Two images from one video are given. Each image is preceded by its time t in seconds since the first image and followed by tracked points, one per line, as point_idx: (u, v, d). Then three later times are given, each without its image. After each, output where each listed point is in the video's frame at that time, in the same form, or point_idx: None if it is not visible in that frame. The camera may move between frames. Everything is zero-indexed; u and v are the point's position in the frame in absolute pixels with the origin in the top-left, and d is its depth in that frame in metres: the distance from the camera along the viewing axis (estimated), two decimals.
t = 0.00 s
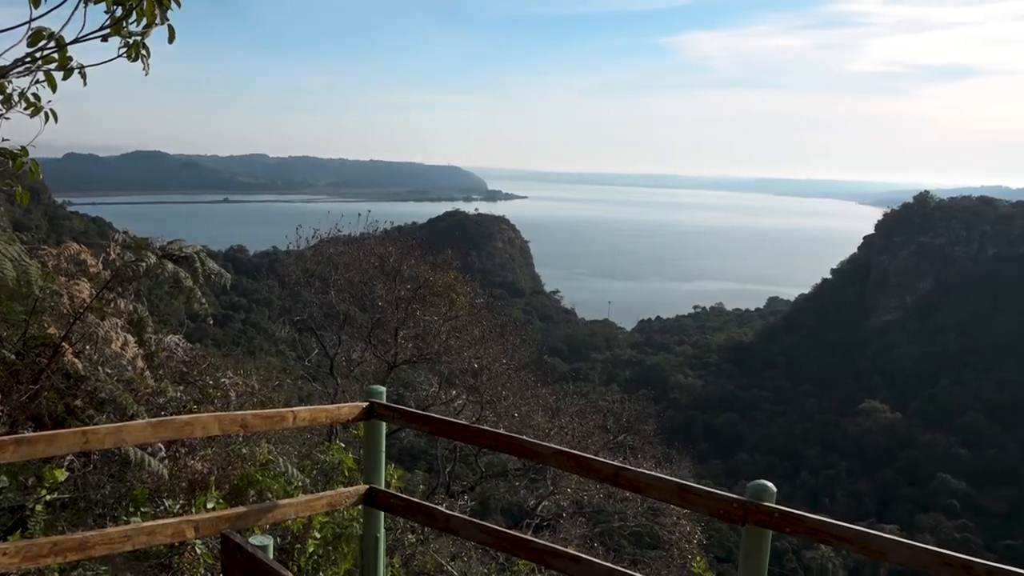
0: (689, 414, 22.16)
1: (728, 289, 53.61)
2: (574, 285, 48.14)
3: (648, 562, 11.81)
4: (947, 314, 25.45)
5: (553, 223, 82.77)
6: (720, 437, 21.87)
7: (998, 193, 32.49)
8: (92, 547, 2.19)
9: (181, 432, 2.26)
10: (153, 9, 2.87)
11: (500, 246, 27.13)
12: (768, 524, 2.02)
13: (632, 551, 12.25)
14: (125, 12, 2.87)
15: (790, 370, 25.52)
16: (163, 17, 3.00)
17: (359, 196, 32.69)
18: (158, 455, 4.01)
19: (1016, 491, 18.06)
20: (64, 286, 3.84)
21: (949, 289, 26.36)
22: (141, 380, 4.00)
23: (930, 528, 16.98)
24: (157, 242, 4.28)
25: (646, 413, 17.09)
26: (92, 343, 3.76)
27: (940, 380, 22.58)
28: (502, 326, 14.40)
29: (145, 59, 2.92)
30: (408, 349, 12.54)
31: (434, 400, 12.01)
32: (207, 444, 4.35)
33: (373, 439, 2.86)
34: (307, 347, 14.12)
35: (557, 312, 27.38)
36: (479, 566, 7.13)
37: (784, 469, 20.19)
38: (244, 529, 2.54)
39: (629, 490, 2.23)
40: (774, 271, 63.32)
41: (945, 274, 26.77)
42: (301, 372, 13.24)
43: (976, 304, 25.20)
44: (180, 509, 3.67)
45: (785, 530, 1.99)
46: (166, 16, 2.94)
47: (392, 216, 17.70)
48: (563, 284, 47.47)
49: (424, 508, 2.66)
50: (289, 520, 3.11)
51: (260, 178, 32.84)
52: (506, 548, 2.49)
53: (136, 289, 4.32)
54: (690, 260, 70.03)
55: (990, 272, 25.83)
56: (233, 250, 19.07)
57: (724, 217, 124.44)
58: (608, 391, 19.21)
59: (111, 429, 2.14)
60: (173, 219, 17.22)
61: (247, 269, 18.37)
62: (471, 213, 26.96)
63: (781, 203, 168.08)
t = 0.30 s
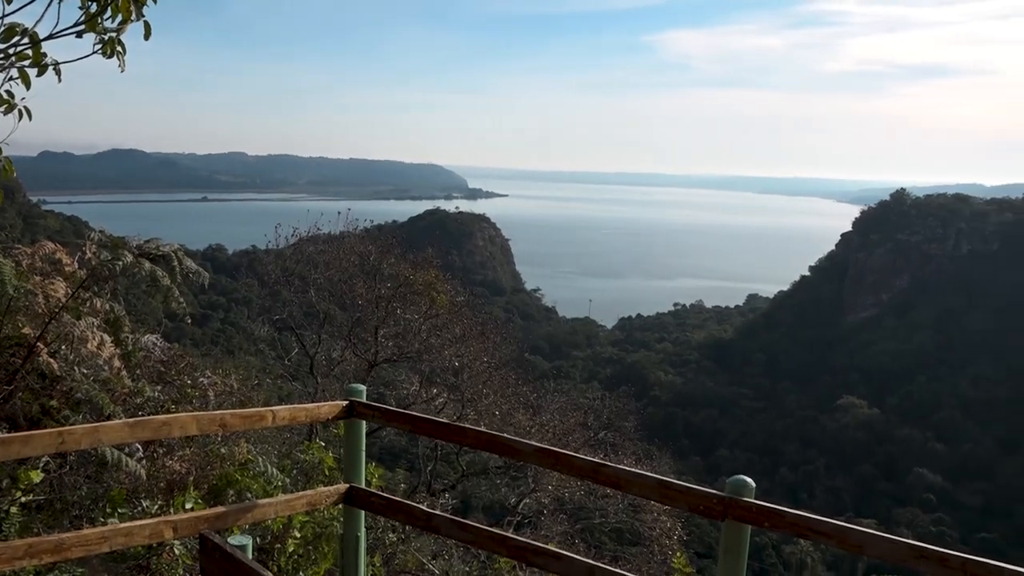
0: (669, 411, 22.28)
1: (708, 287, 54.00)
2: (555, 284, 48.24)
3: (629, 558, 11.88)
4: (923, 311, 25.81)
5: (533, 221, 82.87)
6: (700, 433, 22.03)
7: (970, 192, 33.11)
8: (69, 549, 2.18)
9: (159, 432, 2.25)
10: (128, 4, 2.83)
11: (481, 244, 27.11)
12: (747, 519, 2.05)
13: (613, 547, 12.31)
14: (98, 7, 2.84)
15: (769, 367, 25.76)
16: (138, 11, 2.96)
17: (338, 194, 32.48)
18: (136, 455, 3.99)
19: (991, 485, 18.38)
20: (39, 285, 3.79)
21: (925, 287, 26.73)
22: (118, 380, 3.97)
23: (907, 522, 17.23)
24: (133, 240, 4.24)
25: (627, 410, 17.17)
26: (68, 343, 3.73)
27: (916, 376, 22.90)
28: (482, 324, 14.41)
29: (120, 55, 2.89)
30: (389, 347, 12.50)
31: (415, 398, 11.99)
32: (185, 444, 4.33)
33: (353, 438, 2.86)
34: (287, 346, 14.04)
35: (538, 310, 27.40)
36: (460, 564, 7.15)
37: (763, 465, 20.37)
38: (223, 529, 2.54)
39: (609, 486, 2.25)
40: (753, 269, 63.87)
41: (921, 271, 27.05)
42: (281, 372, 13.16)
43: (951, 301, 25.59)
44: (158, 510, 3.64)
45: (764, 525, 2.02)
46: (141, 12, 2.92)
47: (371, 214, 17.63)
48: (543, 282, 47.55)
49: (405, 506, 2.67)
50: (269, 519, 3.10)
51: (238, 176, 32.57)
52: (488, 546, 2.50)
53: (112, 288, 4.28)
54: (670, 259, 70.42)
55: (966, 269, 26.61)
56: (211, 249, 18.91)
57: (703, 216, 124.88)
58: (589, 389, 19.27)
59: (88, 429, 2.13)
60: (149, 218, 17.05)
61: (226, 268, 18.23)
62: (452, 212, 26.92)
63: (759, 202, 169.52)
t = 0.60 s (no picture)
0: (646, 407, 22.44)
1: (684, 284, 54.38)
2: (533, 281, 48.33)
3: (606, 554, 11.95)
4: (894, 308, 26.22)
5: (511, 218, 82.91)
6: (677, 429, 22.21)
7: (941, 189, 33.65)
8: (39, 550, 2.16)
9: (132, 431, 2.23)
10: None
11: (458, 241, 27.08)
12: (722, 513, 2.09)
13: (591, 543, 12.37)
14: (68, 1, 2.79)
15: (744, 363, 26.03)
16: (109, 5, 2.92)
17: (314, 191, 32.23)
18: (109, 455, 3.96)
19: (961, 478, 18.73)
20: (8, 283, 3.74)
21: (897, 284, 27.15)
22: (91, 379, 3.93)
23: (881, 515, 17.50)
24: (105, 237, 4.19)
25: (604, 407, 17.26)
26: (38, 342, 3.69)
27: (889, 371, 23.26)
28: (459, 322, 14.40)
29: (91, 51, 2.86)
30: (365, 345, 12.46)
31: (392, 396, 11.96)
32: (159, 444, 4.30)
33: (330, 436, 2.86)
34: (262, 344, 13.93)
35: (515, 307, 27.41)
36: (438, 561, 7.17)
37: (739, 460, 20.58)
38: (198, 529, 2.53)
39: (585, 482, 2.28)
40: (728, 266, 64.44)
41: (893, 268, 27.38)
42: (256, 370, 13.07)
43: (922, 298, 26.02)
44: (131, 510, 3.61)
45: (738, 519, 2.05)
46: (113, 6, 2.88)
47: (347, 211, 17.52)
48: (521, 279, 47.62)
49: (382, 504, 2.67)
50: (244, 518, 3.09)
51: (213, 173, 32.21)
52: (465, 543, 2.51)
53: (83, 286, 4.21)
54: (647, 255, 70.81)
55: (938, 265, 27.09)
56: (185, 247, 18.69)
57: (679, 213, 125.73)
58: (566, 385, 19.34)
59: (58, 429, 2.11)
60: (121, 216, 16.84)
61: (200, 266, 18.04)
62: (429, 209, 26.85)
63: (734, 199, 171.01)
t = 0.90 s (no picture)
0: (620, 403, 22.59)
1: (657, 280, 54.79)
2: (507, 278, 48.36)
3: (580, 549, 12.03)
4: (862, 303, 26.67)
5: (484, 216, 82.82)
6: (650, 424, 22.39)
7: (907, 185, 34.23)
8: (5, 553, 2.14)
9: (100, 432, 2.22)
10: None
11: (431, 239, 27.01)
12: (693, 507, 2.13)
13: (565, 538, 12.44)
14: None
15: (716, 359, 26.32)
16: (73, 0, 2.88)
17: (286, 188, 31.95)
18: (76, 456, 3.92)
19: (927, 469, 19.10)
20: None
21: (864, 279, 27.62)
22: (57, 380, 3.88)
23: (851, 507, 17.80)
24: (70, 235, 4.13)
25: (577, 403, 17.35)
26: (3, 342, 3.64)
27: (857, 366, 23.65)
28: (432, 319, 14.37)
29: (55, 46, 2.82)
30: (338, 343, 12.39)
31: (365, 394, 11.92)
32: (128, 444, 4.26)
33: (302, 435, 2.86)
34: (233, 343, 13.79)
35: (489, 304, 27.41)
36: (412, 559, 7.19)
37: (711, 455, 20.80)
38: (169, 529, 2.51)
39: (558, 478, 2.30)
40: (700, 262, 65.05)
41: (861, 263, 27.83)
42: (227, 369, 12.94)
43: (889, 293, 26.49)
44: (100, 511, 3.57)
45: (710, 512, 2.10)
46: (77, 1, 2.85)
47: (319, 208, 17.39)
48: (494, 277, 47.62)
49: (355, 502, 2.68)
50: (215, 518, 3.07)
51: (181, 170, 31.75)
52: (439, 539, 2.53)
53: (49, 285, 4.15)
54: (620, 252, 71.21)
55: (905, 260, 27.56)
56: (154, 246, 18.42)
57: (652, 210, 126.40)
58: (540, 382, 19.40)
59: (24, 431, 2.09)
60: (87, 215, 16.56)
61: (169, 264, 17.79)
62: (402, 207, 26.76)
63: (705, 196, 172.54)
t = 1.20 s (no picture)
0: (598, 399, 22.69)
1: (634, 276, 55.10)
2: (485, 276, 48.37)
3: (559, 545, 12.08)
4: (837, 298, 27.03)
5: (462, 213, 82.74)
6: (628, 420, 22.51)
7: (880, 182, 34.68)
8: None
9: (73, 433, 2.20)
10: None
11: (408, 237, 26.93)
12: (671, 501, 2.17)
13: (544, 535, 12.48)
14: None
15: (693, 355, 26.53)
16: None
17: (261, 186, 31.67)
18: (49, 458, 3.89)
19: (901, 462, 19.40)
20: None
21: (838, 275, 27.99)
22: (29, 381, 3.84)
23: (826, 500, 18.05)
24: (41, 234, 4.09)
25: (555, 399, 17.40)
26: None
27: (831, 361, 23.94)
28: (410, 317, 14.33)
29: (23, 41, 2.80)
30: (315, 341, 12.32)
31: (343, 393, 11.87)
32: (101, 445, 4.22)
33: (279, 433, 2.85)
34: (209, 342, 13.66)
35: (467, 301, 27.38)
36: (390, 557, 7.19)
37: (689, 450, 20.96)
38: (144, 530, 2.50)
39: (537, 474, 2.33)
40: (677, 258, 65.51)
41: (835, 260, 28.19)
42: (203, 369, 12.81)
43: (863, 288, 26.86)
44: (74, 514, 3.54)
45: (687, 507, 2.13)
46: None
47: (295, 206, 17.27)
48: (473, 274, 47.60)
49: (333, 501, 2.68)
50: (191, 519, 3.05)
51: (154, 168, 31.35)
52: (416, 537, 2.55)
53: (20, 285, 4.10)
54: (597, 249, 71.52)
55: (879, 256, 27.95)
56: (127, 245, 18.18)
57: (629, 206, 127.11)
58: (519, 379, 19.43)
59: None
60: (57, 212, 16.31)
61: (143, 263, 17.57)
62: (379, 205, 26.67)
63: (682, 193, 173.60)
